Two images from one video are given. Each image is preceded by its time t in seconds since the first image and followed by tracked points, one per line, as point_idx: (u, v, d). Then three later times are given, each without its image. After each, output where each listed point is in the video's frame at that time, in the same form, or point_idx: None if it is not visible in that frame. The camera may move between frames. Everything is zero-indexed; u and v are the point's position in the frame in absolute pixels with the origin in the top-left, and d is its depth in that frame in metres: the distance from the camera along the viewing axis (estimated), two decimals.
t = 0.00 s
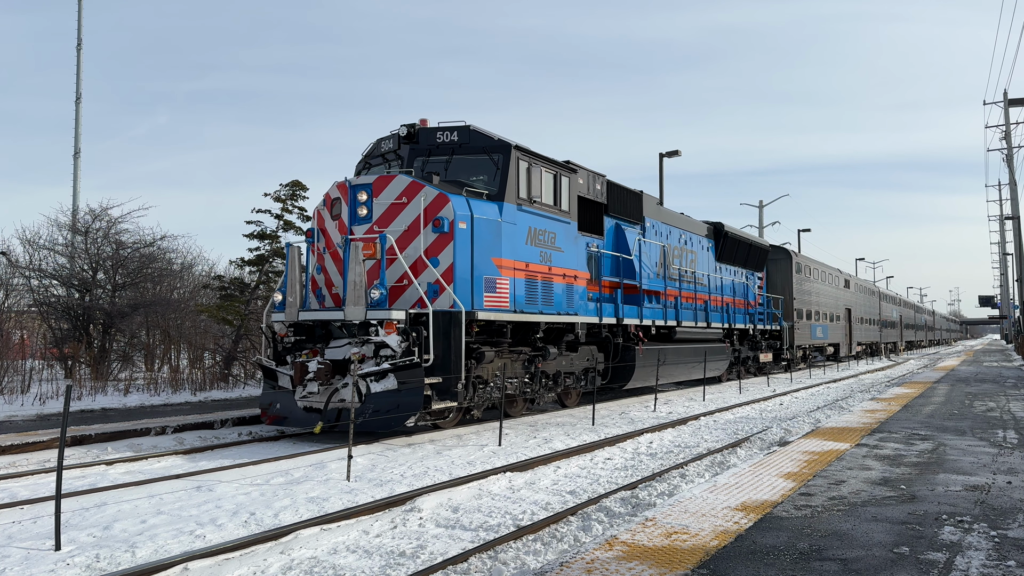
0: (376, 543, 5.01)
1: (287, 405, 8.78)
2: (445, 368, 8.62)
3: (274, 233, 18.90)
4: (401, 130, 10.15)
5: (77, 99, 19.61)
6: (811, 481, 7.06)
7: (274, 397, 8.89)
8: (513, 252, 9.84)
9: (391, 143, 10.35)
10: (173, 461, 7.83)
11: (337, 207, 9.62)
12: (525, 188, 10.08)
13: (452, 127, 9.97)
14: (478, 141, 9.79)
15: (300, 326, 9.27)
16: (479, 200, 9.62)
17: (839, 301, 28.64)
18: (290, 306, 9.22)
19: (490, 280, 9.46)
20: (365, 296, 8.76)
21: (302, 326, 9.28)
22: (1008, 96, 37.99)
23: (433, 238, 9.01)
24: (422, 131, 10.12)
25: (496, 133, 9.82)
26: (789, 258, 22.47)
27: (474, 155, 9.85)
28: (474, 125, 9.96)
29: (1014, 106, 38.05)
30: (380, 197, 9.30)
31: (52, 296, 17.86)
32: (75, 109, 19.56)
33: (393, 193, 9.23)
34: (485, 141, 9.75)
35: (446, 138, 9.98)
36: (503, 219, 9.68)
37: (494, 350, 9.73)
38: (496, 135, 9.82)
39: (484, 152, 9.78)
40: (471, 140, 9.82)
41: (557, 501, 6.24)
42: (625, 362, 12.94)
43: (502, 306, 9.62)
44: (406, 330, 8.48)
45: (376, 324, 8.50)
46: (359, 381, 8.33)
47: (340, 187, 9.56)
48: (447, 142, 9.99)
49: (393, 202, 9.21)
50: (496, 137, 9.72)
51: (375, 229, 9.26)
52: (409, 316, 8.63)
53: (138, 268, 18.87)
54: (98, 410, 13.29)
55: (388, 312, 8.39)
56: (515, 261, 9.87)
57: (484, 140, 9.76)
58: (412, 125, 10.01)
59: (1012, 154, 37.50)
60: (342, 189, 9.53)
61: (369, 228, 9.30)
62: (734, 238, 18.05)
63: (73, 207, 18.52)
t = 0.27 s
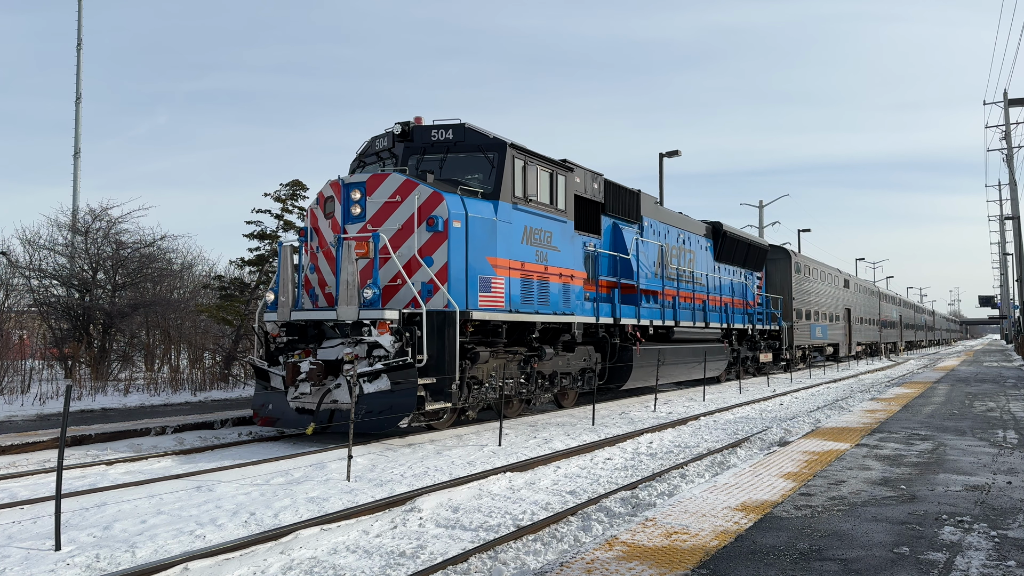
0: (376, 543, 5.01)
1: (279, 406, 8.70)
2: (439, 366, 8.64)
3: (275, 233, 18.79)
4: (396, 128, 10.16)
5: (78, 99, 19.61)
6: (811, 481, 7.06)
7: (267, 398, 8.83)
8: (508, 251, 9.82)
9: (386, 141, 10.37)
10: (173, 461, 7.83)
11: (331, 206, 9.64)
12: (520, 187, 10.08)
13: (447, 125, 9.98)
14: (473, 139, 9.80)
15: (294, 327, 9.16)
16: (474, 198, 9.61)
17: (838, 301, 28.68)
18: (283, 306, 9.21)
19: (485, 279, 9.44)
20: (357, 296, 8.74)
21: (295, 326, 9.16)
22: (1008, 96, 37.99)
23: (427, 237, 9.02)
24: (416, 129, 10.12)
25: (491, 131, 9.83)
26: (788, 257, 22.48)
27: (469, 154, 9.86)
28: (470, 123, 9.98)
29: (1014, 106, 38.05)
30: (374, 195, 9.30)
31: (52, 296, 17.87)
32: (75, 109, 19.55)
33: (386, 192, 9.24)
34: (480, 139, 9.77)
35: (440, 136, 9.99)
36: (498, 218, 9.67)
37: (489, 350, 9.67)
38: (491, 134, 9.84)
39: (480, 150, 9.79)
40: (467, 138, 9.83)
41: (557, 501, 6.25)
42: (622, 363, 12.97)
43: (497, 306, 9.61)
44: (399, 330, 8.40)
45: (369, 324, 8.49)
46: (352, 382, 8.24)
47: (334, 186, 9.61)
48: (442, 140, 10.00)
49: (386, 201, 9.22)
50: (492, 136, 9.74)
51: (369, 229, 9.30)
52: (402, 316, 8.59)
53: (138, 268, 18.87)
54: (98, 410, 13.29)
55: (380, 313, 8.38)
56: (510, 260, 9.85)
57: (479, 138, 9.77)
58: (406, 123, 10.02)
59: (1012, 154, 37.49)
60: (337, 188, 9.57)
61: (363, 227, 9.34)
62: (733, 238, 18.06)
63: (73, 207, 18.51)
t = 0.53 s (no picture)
0: (376, 543, 5.01)
1: (269, 407, 8.74)
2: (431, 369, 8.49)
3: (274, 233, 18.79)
4: (389, 126, 10.16)
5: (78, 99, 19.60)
6: (811, 481, 7.06)
7: (258, 398, 8.86)
8: (503, 251, 9.78)
9: (379, 139, 10.39)
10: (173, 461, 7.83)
11: (323, 205, 9.65)
12: (515, 186, 10.04)
13: (441, 122, 9.96)
14: (466, 137, 9.78)
15: (283, 326, 9.24)
16: (468, 196, 9.57)
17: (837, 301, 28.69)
18: (273, 305, 9.22)
19: (479, 278, 9.39)
20: (349, 294, 8.70)
21: (284, 326, 9.25)
22: (1008, 96, 37.99)
23: (420, 236, 9.00)
24: (410, 126, 10.11)
25: (485, 129, 9.81)
26: (787, 257, 22.48)
27: (463, 151, 9.84)
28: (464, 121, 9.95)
29: (1014, 106, 38.06)
30: (366, 194, 9.30)
31: (52, 296, 17.87)
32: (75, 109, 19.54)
33: (378, 190, 9.24)
34: (474, 137, 9.74)
35: (434, 134, 9.98)
36: (493, 216, 9.61)
37: (483, 350, 9.68)
38: (485, 131, 9.81)
39: (474, 148, 9.76)
40: (460, 136, 9.81)
41: (557, 501, 6.24)
42: (619, 363, 12.90)
43: (492, 306, 9.56)
44: (391, 330, 8.36)
45: (361, 323, 8.47)
46: (343, 382, 8.34)
47: (325, 183, 9.59)
48: (435, 138, 9.99)
49: (379, 199, 9.21)
50: (486, 133, 9.70)
51: (361, 227, 9.28)
52: (394, 316, 8.51)
53: (138, 268, 18.87)
54: (98, 410, 13.29)
55: (373, 312, 8.30)
56: (504, 259, 9.81)
57: (473, 135, 9.74)
58: (399, 121, 10.01)
59: (1012, 154, 37.49)
60: (329, 186, 9.56)
61: (355, 225, 9.32)
62: (732, 237, 18.06)
63: (73, 207, 18.50)
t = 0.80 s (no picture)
0: (376, 543, 5.01)
1: (259, 408, 8.69)
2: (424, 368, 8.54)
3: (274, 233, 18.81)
4: (381, 123, 10.09)
5: (78, 99, 19.59)
6: (811, 481, 7.06)
7: (249, 399, 8.80)
8: (496, 250, 9.76)
9: (371, 137, 10.29)
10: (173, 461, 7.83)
11: (314, 202, 9.60)
12: (509, 184, 10.02)
13: (434, 120, 9.91)
14: (460, 134, 9.74)
15: (273, 326, 9.14)
16: (461, 194, 9.53)
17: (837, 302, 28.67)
18: (261, 305, 9.14)
19: (472, 278, 9.36)
20: (340, 294, 8.59)
21: (274, 326, 9.13)
22: (1008, 96, 37.98)
23: (412, 234, 8.97)
24: (402, 123, 10.05)
25: (479, 127, 9.79)
26: (786, 257, 22.49)
27: (456, 149, 9.79)
28: (457, 118, 9.91)
29: (1014, 106, 38.04)
30: (357, 191, 9.24)
31: (52, 296, 17.86)
32: (75, 109, 19.53)
33: (370, 188, 9.18)
34: (468, 135, 9.71)
35: (427, 131, 9.93)
36: (486, 215, 9.59)
37: (476, 350, 9.63)
38: (479, 129, 9.78)
39: (468, 146, 9.74)
40: (454, 133, 9.76)
41: (557, 501, 6.24)
42: (615, 364, 12.97)
43: (485, 305, 9.53)
44: (382, 330, 8.34)
45: (350, 324, 8.34)
46: (333, 383, 8.24)
47: (316, 181, 9.55)
48: (428, 135, 9.93)
49: (371, 197, 9.17)
50: (480, 131, 9.67)
51: (352, 225, 9.23)
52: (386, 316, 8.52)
53: (138, 268, 18.87)
54: (98, 410, 13.29)
55: (362, 312, 8.24)
56: (498, 259, 9.79)
57: (466, 133, 9.72)
58: (392, 118, 9.95)
59: (1012, 154, 37.48)
60: (319, 184, 9.50)
61: (346, 224, 9.25)
62: (730, 237, 18.05)
63: (73, 207, 18.49)
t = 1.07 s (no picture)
0: (376, 543, 5.01)
1: (247, 409, 8.54)
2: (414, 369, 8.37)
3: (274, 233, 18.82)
4: (372, 120, 10.01)
5: (78, 99, 19.59)
6: (811, 481, 7.06)
7: (237, 400, 8.67)
8: (489, 248, 9.65)
9: (363, 133, 10.22)
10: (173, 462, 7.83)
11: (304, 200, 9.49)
12: (503, 182, 9.90)
13: (426, 116, 9.84)
14: (452, 131, 9.66)
15: (261, 326, 8.91)
16: (453, 192, 9.39)
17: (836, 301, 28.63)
18: (250, 304, 8.99)
19: (464, 277, 9.25)
20: (328, 293, 8.39)
21: (262, 326, 8.91)
22: (1008, 96, 37.97)
23: (403, 233, 8.81)
24: (394, 120, 9.99)
25: (471, 124, 9.69)
26: (784, 256, 22.48)
27: (448, 146, 9.70)
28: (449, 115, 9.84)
29: (1014, 106, 38.03)
30: (347, 189, 9.13)
31: (52, 296, 17.86)
32: (75, 109, 19.53)
33: (359, 185, 9.04)
34: (460, 131, 9.61)
35: (418, 128, 9.85)
36: (479, 213, 9.48)
37: (469, 350, 9.59)
38: (471, 126, 9.69)
39: (460, 143, 9.63)
40: (446, 130, 9.68)
41: (557, 501, 6.25)
42: (611, 364, 12.86)
43: (477, 305, 9.41)
44: (372, 330, 8.15)
45: (339, 323, 8.14)
46: (321, 384, 8.12)
47: (306, 179, 9.44)
48: (420, 132, 9.86)
49: (360, 195, 9.02)
50: (472, 127, 9.57)
51: (342, 223, 9.11)
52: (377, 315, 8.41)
53: (138, 268, 18.87)
54: (98, 410, 13.29)
55: (351, 311, 8.00)
56: (491, 257, 9.68)
57: (458, 130, 9.62)
58: (383, 115, 9.87)
59: (1012, 154, 37.47)
60: (309, 181, 9.37)
61: (335, 221, 9.15)
62: (728, 236, 18.06)
63: (73, 207, 18.48)
